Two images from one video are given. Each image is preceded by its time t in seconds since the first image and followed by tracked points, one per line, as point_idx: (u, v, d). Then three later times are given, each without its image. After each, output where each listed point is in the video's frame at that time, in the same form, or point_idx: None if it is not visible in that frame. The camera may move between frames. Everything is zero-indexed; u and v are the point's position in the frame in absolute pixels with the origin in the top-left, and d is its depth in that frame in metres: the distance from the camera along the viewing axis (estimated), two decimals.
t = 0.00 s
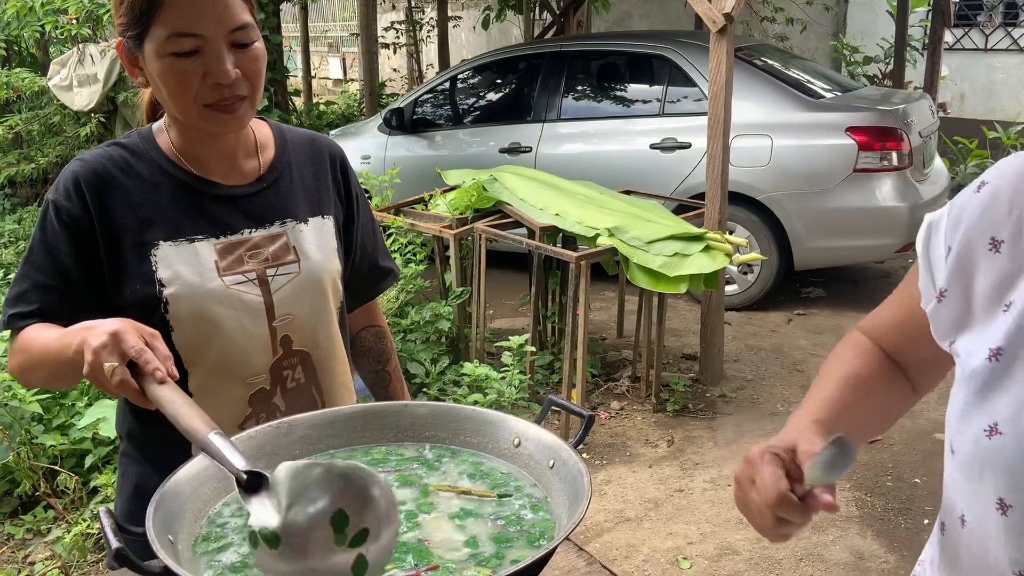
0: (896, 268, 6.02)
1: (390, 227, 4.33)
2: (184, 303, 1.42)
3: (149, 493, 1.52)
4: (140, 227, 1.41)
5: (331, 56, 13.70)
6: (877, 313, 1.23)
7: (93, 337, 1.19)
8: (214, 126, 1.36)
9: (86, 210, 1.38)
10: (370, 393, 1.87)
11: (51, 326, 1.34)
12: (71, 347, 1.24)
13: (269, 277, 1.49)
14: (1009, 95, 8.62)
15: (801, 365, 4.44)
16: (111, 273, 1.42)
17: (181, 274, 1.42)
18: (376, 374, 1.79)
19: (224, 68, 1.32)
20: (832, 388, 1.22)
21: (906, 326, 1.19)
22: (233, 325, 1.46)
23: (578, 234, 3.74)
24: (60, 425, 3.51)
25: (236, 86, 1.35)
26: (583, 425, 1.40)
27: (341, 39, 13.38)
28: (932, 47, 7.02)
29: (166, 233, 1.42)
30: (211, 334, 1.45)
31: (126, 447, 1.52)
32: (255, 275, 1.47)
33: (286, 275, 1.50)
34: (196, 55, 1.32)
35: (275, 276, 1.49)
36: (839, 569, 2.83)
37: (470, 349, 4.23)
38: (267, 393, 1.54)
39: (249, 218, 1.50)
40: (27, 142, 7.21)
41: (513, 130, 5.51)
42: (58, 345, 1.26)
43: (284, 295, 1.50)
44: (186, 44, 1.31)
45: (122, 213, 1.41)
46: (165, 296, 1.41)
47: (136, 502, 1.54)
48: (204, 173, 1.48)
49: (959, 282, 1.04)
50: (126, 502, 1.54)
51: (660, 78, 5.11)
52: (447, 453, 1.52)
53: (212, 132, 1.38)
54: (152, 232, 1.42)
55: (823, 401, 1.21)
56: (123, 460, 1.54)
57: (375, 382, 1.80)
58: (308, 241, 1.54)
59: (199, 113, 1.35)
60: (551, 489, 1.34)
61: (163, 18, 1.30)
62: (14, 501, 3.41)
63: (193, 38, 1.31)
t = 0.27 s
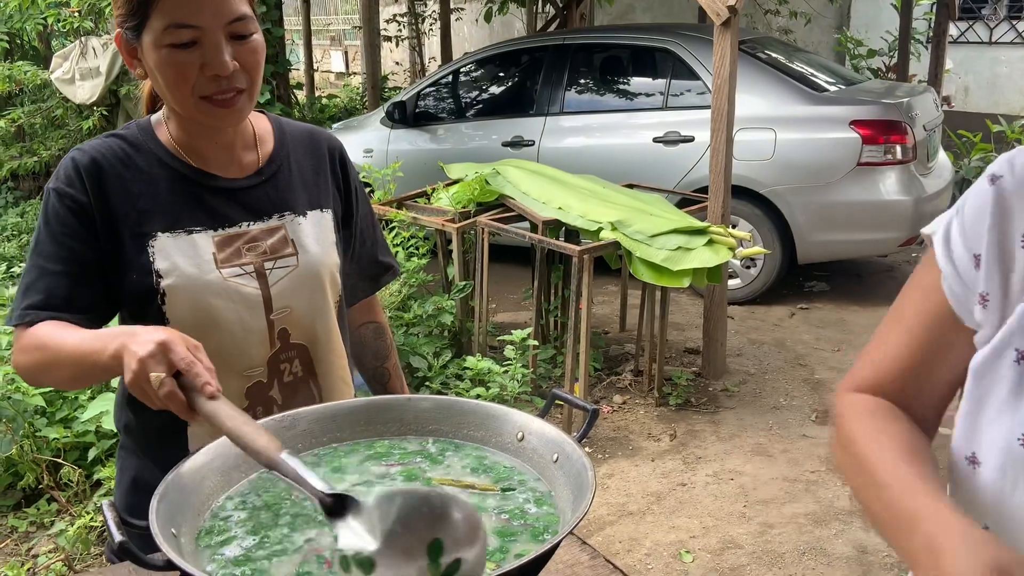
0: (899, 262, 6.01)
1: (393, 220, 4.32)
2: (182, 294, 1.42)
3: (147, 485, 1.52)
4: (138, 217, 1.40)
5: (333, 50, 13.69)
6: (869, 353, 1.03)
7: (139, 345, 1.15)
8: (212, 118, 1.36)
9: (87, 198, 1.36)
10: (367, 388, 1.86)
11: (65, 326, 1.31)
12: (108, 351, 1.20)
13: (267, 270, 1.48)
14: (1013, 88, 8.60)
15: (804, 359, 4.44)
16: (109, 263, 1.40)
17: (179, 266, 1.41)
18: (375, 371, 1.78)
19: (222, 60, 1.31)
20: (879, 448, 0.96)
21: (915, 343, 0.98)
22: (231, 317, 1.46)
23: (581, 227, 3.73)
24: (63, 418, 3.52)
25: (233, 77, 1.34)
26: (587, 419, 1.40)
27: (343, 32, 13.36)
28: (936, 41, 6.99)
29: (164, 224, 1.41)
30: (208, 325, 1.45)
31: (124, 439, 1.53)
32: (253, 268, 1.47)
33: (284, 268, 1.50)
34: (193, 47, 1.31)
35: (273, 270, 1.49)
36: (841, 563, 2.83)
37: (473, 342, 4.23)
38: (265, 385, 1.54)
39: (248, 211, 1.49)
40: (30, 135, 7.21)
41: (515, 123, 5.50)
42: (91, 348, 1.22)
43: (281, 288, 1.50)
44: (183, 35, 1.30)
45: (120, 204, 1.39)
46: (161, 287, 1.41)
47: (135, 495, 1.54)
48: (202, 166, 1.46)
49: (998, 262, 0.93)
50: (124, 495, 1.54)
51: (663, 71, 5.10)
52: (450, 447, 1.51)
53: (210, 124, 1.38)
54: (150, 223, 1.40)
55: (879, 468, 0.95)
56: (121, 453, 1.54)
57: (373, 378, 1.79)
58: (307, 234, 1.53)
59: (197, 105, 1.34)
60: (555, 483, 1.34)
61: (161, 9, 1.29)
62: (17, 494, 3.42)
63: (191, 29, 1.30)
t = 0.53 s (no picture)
0: (900, 257, 6.01)
1: (393, 214, 4.32)
2: (182, 286, 1.41)
3: (145, 480, 1.52)
4: (135, 209, 1.38)
5: (333, 43, 13.66)
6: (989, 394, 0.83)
7: (176, 337, 1.17)
8: (212, 111, 1.36)
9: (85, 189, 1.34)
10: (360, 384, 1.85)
11: (72, 321, 1.29)
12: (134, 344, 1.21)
13: (267, 262, 1.48)
14: (1015, 83, 8.58)
15: (804, 353, 4.44)
16: (107, 256, 1.38)
17: (178, 257, 1.40)
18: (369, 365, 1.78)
19: (223, 53, 1.31)
20: None
21: None
22: (232, 310, 1.46)
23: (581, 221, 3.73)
24: (63, 411, 3.51)
25: (232, 71, 1.34)
26: (587, 414, 1.39)
27: (343, 25, 13.32)
28: (938, 34, 6.97)
29: (164, 216, 1.40)
30: (208, 318, 1.45)
31: (121, 434, 1.52)
32: (252, 260, 1.46)
33: (283, 260, 1.49)
34: (193, 39, 1.30)
35: (272, 262, 1.48)
36: (841, 557, 2.83)
37: (473, 336, 4.23)
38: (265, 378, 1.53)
39: (246, 203, 1.48)
40: (30, 128, 7.21)
41: (516, 117, 5.49)
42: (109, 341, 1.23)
43: (280, 280, 1.49)
44: (183, 28, 1.29)
45: (117, 196, 1.37)
46: (162, 279, 1.40)
47: (132, 490, 1.53)
48: (199, 158, 1.46)
49: None
50: (121, 491, 1.54)
51: (664, 65, 5.09)
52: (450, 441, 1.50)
53: (210, 117, 1.37)
54: (148, 215, 1.39)
55: None
56: (118, 449, 1.54)
57: (369, 372, 1.79)
58: (306, 227, 1.52)
59: (198, 98, 1.34)
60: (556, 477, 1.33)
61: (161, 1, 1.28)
62: (18, 486, 3.42)
63: (190, 23, 1.29)
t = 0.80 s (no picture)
0: (897, 254, 6.01)
1: (391, 210, 4.31)
2: (174, 283, 1.40)
3: (139, 477, 1.51)
4: (128, 205, 1.37)
5: (331, 38, 13.64)
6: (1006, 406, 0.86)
7: (162, 316, 1.18)
8: (205, 108, 1.35)
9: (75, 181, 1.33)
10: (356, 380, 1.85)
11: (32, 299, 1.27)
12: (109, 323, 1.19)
13: (260, 260, 1.47)
14: (1014, 80, 8.58)
15: (802, 350, 4.44)
16: (96, 251, 1.38)
17: (171, 254, 1.39)
18: (362, 361, 1.79)
19: (215, 50, 1.30)
20: None
21: None
22: (224, 308, 1.45)
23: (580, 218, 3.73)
24: (60, 406, 3.51)
25: (226, 68, 1.33)
26: (585, 411, 1.39)
27: (342, 20, 13.29)
28: (936, 32, 6.97)
29: (157, 213, 1.39)
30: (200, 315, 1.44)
31: (115, 431, 1.52)
32: (245, 257, 1.45)
33: (277, 257, 1.49)
34: (186, 36, 1.29)
35: (266, 259, 1.48)
36: (838, 554, 2.84)
37: (471, 333, 4.23)
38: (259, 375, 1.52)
39: (241, 199, 1.47)
40: (27, 123, 7.19)
41: (515, 113, 5.48)
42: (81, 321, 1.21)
43: (274, 277, 1.49)
44: (176, 25, 1.28)
45: (109, 190, 1.36)
46: (154, 276, 1.39)
47: (127, 487, 1.53)
48: (193, 154, 1.44)
49: None
50: (116, 488, 1.53)
51: (663, 62, 5.09)
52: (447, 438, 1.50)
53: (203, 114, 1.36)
54: (141, 211, 1.38)
55: None
56: (113, 445, 1.53)
57: (365, 369, 1.79)
58: (300, 223, 1.52)
59: (190, 95, 1.33)
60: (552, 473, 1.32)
61: None
62: (15, 482, 3.42)
63: (184, 20, 1.28)
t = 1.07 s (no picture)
0: (892, 253, 6.03)
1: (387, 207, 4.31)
2: (162, 279, 1.40)
3: (129, 476, 1.52)
4: (112, 201, 1.36)
5: (327, 36, 13.60)
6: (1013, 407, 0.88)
7: (102, 274, 1.16)
8: (188, 103, 1.34)
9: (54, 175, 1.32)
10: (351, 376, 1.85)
11: None
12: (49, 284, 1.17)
13: (249, 257, 1.47)
14: (1008, 80, 8.60)
15: (797, 349, 4.45)
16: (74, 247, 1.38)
17: (158, 252, 1.39)
18: (355, 357, 1.78)
19: (198, 44, 1.29)
20: None
21: None
22: (212, 306, 1.45)
23: (576, 215, 3.73)
24: (54, 403, 3.49)
25: (209, 62, 1.32)
26: (582, 408, 1.38)
27: (337, 18, 13.26)
28: (932, 32, 6.98)
29: (143, 211, 1.38)
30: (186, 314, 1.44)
31: (104, 429, 1.52)
32: (234, 255, 1.45)
33: (266, 254, 1.48)
34: (168, 31, 1.29)
35: (254, 257, 1.47)
36: (832, 552, 2.85)
37: (466, 330, 4.23)
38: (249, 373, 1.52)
39: (229, 196, 1.46)
40: (22, 119, 7.15)
41: (510, 111, 5.48)
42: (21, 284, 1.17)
43: (263, 274, 1.49)
44: (158, 19, 1.28)
45: (92, 186, 1.35)
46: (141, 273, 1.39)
47: (116, 484, 1.53)
48: (179, 150, 1.43)
49: None
50: (106, 485, 1.54)
51: (660, 60, 5.09)
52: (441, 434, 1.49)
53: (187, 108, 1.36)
54: (126, 207, 1.37)
55: None
56: (102, 443, 1.54)
57: (359, 364, 1.78)
58: (289, 220, 1.51)
59: (173, 90, 1.32)
60: (548, 470, 1.32)
61: None
62: (8, 479, 3.41)
63: (165, 14, 1.28)
